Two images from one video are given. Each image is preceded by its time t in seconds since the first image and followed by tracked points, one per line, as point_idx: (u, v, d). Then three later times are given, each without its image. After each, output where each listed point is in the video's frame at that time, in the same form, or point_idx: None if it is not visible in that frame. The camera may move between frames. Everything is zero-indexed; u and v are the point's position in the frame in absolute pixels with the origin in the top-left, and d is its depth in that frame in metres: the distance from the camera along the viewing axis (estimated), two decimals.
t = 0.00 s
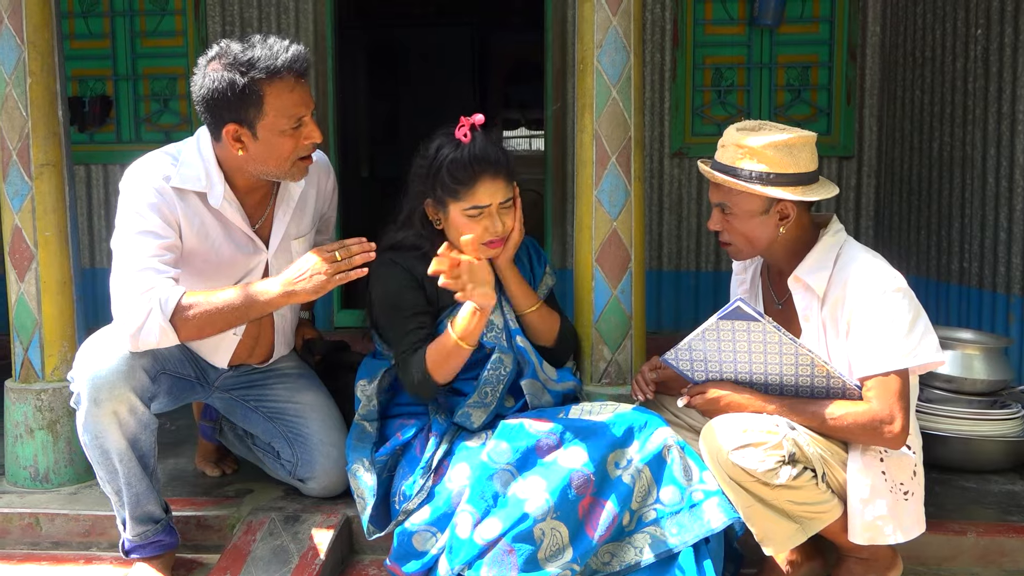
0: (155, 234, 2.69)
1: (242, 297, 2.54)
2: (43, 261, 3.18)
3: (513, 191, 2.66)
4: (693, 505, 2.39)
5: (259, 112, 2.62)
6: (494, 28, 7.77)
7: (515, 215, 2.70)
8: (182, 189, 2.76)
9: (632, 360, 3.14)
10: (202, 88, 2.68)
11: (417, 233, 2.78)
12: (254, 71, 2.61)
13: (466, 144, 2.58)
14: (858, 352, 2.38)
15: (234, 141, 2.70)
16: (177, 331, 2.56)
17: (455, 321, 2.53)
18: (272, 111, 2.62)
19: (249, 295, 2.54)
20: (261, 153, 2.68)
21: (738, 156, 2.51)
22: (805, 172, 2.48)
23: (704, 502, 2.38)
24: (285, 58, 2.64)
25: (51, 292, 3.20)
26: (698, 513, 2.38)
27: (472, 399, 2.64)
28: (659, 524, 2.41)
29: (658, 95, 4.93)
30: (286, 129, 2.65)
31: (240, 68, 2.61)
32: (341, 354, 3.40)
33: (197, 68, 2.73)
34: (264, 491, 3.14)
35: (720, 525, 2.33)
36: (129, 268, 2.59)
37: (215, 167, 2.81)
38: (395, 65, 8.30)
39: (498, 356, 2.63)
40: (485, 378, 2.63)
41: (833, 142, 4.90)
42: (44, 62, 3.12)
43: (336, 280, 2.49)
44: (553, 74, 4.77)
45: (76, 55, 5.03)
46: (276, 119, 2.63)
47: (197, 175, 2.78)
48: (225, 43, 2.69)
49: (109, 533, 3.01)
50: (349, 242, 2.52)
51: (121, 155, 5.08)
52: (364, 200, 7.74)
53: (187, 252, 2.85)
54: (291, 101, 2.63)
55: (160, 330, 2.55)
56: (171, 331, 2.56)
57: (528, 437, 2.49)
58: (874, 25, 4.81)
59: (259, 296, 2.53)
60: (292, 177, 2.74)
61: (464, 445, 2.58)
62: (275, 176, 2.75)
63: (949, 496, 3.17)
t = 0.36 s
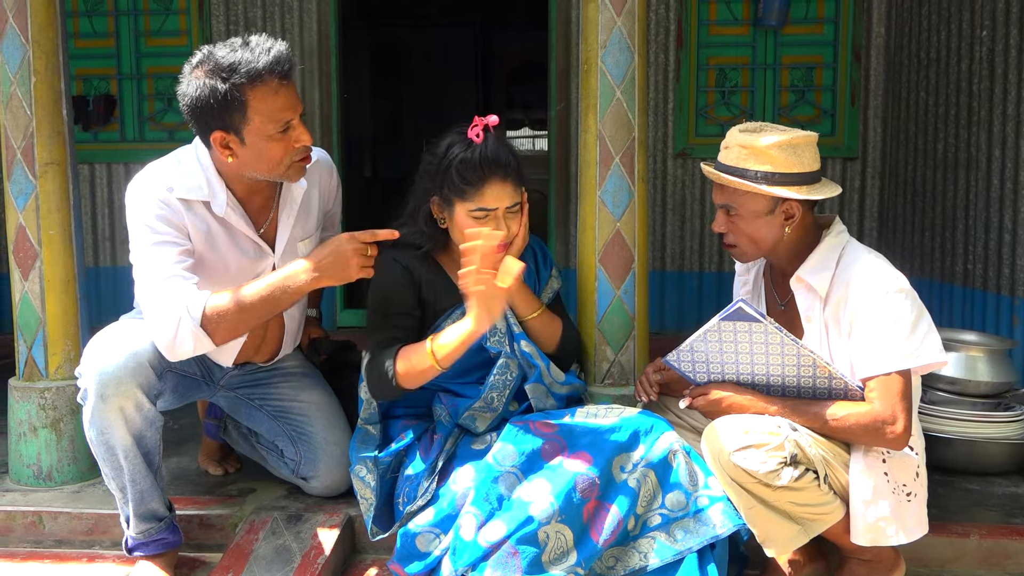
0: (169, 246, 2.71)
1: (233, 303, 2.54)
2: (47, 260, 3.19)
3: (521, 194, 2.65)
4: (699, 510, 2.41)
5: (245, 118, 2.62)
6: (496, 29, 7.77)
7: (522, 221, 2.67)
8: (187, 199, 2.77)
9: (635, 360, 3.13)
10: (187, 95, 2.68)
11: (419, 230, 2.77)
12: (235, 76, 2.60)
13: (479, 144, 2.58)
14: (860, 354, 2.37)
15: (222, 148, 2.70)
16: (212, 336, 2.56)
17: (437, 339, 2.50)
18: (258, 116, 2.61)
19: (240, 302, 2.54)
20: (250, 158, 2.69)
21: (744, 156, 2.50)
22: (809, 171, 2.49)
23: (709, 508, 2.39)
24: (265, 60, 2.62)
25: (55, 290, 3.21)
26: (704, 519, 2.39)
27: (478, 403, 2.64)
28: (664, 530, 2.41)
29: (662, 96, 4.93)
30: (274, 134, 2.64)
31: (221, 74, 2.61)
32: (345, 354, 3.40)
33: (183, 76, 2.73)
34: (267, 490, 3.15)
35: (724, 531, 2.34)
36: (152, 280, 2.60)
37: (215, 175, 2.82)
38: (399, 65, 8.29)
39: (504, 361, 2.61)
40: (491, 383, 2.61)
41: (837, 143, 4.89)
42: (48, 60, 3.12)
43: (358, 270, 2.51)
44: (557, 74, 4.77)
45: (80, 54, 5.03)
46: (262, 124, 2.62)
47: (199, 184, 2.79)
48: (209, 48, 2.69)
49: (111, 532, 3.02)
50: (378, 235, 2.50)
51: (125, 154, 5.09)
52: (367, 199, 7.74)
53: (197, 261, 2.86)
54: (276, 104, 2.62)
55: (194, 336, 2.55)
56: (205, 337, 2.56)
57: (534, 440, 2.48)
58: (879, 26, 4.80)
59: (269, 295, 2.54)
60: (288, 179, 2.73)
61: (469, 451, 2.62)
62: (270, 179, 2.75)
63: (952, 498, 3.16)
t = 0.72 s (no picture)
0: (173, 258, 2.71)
1: (232, 313, 2.55)
2: (50, 263, 3.20)
3: (524, 190, 2.66)
4: (701, 516, 2.39)
5: (241, 130, 2.63)
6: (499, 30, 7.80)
7: (525, 217, 2.68)
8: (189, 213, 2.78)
9: (637, 363, 3.14)
10: (182, 113, 2.69)
11: (423, 231, 2.78)
12: (226, 89, 2.60)
13: (478, 141, 2.60)
14: (860, 357, 2.38)
15: (224, 163, 2.71)
16: (213, 348, 2.57)
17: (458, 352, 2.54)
18: (254, 126, 2.62)
19: (239, 311, 2.55)
20: (252, 171, 2.70)
21: (755, 154, 2.50)
22: (818, 174, 2.50)
23: (712, 514, 2.38)
24: (253, 70, 2.62)
25: (58, 293, 3.22)
26: (707, 525, 2.38)
27: (482, 409, 2.64)
28: (668, 535, 2.41)
29: (664, 99, 4.93)
30: (273, 143, 2.65)
31: (212, 89, 2.62)
32: (347, 357, 3.41)
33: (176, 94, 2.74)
34: (269, 493, 3.15)
35: (728, 537, 2.34)
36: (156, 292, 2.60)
37: (217, 189, 2.83)
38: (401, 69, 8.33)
39: (509, 367, 2.62)
40: (496, 389, 2.62)
41: (839, 146, 4.88)
42: (52, 64, 3.14)
43: (361, 275, 2.59)
44: (559, 77, 4.77)
45: (84, 57, 5.05)
46: (259, 133, 2.63)
47: (202, 198, 2.79)
48: (196, 65, 2.70)
49: (114, 535, 3.02)
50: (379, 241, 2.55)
51: (129, 157, 5.10)
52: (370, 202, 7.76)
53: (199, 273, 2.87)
54: (271, 112, 2.63)
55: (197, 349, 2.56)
56: (208, 350, 2.57)
57: (538, 445, 2.48)
58: (881, 28, 4.78)
59: (268, 303, 2.56)
60: (291, 188, 2.74)
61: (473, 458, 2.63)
62: (273, 189, 2.75)
63: (954, 501, 3.16)
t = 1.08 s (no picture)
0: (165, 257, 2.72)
1: (225, 313, 2.55)
2: (45, 266, 3.20)
3: (520, 185, 2.67)
4: (697, 513, 2.39)
5: (240, 126, 2.63)
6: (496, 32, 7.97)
7: (522, 213, 2.69)
8: (184, 212, 2.78)
9: (633, 362, 3.14)
10: (180, 110, 2.69)
11: (420, 227, 2.78)
12: (225, 84, 2.61)
13: (475, 135, 2.63)
14: (857, 355, 2.39)
15: (223, 159, 2.71)
16: (202, 348, 2.57)
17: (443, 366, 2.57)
18: (253, 121, 2.63)
19: (232, 311, 2.56)
20: (251, 167, 2.70)
21: (765, 145, 2.50)
22: (825, 171, 2.51)
23: (708, 511, 2.38)
24: (253, 66, 2.63)
25: (54, 297, 3.22)
26: (702, 521, 2.38)
27: (478, 408, 2.64)
28: (664, 532, 2.40)
29: (659, 99, 4.93)
30: (271, 138, 2.66)
31: (212, 84, 2.62)
32: (343, 358, 3.41)
33: (174, 92, 2.73)
34: (267, 495, 3.15)
35: (724, 533, 2.33)
36: (147, 291, 2.61)
37: (213, 188, 2.83)
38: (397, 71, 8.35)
39: (504, 366, 2.63)
40: (491, 389, 2.63)
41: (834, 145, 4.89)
42: (46, 68, 3.14)
43: (353, 278, 2.58)
44: (554, 78, 4.78)
45: (78, 61, 5.05)
46: (258, 129, 2.64)
47: (196, 197, 2.79)
48: (195, 61, 2.69)
49: (112, 538, 3.02)
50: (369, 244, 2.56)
51: (123, 161, 5.10)
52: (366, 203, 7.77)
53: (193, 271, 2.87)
54: (270, 108, 2.63)
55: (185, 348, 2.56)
56: (197, 349, 2.57)
57: (533, 443, 2.48)
58: (874, 28, 4.80)
59: (259, 304, 2.56)
60: (290, 184, 2.74)
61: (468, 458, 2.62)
62: (272, 186, 2.75)
63: (950, 497, 3.17)
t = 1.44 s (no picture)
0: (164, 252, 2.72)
1: (230, 304, 2.56)
2: (47, 266, 3.20)
3: (515, 185, 2.67)
4: (698, 512, 2.40)
5: (249, 123, 2.63)
6: (496, 33, 7.95)
7: (517, 213, 2.68)
8: (185, 208, 2.79)
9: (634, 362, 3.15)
10: (190, 103, 2.69)
11: (416, 226, 2.80)
12: (238, 82, 2.61)
13: (471, 134, 2.63)
14: (862, 351, 2.39)
15: (228, 156, 2.71)
16: (198, 345, 2.58)
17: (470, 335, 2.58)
18: (262, 120, 2.63)
19: (237, 303, 2.56)
20: (256, 164, 2.70)
21: (769, 146, 2.50)
22: (830, 167, 2.50)
23: (709, 510, 2.39)
24: (267, 66, 2.63)
25: (55, 296, 3.22)
26: (703, 521, 2.38)
27: (478, 408, 2.63)
28: (665, 531, 2.41)
29: (659, 99, 4.93)
30: (278, 138, 2.66)
31: (225, 80, 2.62)
32: (345, 358, 3.41)
33: (185, 84, 2.74)
34: (268, 495, 3.15)
35: (725, 531, 2.34)
36: (144, 285, 2.61)
37: (215, 184, 2.84)
38: (397, 70, 8.37)
39: (505, 366, 2.65)
40: (492, 388, 2.63)
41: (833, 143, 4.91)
42: (48, 68, 3.14)
43: (350, 281, 2.59)
44: (554, 78, 4.78)
45: (79, 61, 5.05)
46: (266, 128, 2.64)
47: (198, 192, 2.80)
48: (209, 56, 2.69)
49: (113, 537, 3.03)
50: (367, 247, 2.57)
51: (124, 160, 5.10)
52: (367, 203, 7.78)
53: (193, 267, 2.87)
54: (280, 109, 2.64)
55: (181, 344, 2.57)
56: (192, 346, 2.57)
57: (534, 442, 2.49)
58: (875, 27, 4.81)
59: (256, 304, 2.56)
60: (292, 184, 2.75)
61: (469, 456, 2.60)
62: (274, 185, 2.76)
63: (951, 497, 3.17)
